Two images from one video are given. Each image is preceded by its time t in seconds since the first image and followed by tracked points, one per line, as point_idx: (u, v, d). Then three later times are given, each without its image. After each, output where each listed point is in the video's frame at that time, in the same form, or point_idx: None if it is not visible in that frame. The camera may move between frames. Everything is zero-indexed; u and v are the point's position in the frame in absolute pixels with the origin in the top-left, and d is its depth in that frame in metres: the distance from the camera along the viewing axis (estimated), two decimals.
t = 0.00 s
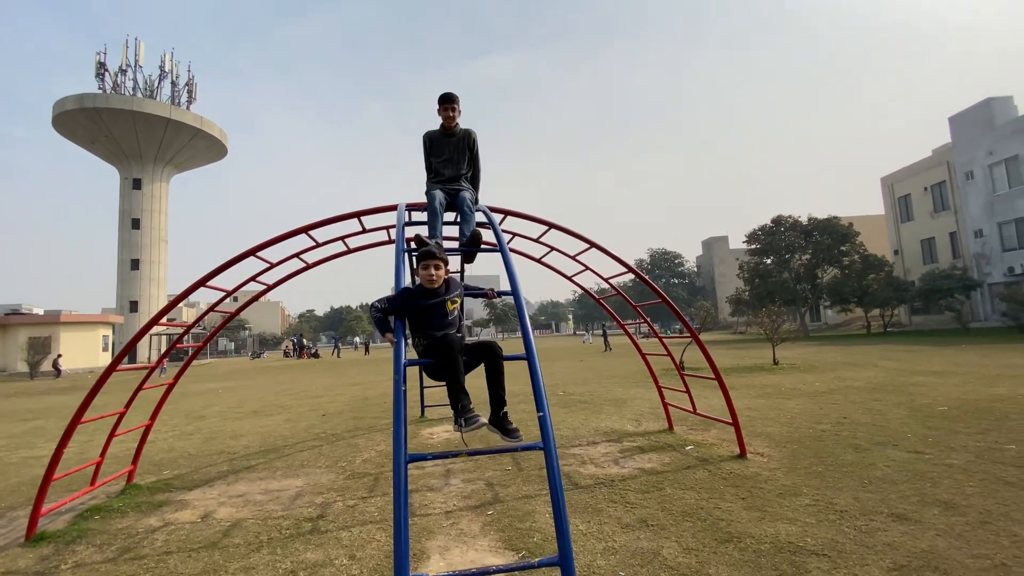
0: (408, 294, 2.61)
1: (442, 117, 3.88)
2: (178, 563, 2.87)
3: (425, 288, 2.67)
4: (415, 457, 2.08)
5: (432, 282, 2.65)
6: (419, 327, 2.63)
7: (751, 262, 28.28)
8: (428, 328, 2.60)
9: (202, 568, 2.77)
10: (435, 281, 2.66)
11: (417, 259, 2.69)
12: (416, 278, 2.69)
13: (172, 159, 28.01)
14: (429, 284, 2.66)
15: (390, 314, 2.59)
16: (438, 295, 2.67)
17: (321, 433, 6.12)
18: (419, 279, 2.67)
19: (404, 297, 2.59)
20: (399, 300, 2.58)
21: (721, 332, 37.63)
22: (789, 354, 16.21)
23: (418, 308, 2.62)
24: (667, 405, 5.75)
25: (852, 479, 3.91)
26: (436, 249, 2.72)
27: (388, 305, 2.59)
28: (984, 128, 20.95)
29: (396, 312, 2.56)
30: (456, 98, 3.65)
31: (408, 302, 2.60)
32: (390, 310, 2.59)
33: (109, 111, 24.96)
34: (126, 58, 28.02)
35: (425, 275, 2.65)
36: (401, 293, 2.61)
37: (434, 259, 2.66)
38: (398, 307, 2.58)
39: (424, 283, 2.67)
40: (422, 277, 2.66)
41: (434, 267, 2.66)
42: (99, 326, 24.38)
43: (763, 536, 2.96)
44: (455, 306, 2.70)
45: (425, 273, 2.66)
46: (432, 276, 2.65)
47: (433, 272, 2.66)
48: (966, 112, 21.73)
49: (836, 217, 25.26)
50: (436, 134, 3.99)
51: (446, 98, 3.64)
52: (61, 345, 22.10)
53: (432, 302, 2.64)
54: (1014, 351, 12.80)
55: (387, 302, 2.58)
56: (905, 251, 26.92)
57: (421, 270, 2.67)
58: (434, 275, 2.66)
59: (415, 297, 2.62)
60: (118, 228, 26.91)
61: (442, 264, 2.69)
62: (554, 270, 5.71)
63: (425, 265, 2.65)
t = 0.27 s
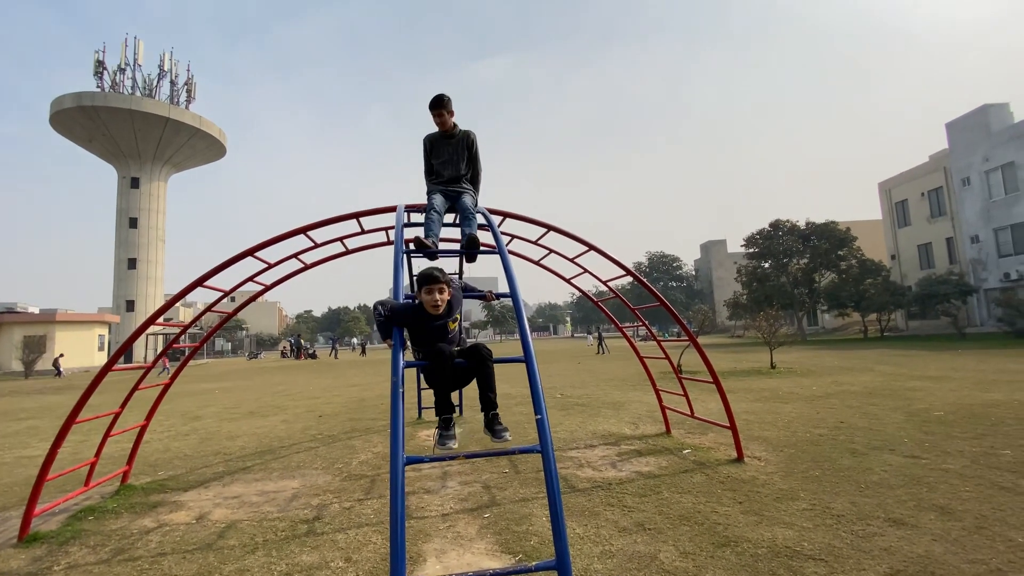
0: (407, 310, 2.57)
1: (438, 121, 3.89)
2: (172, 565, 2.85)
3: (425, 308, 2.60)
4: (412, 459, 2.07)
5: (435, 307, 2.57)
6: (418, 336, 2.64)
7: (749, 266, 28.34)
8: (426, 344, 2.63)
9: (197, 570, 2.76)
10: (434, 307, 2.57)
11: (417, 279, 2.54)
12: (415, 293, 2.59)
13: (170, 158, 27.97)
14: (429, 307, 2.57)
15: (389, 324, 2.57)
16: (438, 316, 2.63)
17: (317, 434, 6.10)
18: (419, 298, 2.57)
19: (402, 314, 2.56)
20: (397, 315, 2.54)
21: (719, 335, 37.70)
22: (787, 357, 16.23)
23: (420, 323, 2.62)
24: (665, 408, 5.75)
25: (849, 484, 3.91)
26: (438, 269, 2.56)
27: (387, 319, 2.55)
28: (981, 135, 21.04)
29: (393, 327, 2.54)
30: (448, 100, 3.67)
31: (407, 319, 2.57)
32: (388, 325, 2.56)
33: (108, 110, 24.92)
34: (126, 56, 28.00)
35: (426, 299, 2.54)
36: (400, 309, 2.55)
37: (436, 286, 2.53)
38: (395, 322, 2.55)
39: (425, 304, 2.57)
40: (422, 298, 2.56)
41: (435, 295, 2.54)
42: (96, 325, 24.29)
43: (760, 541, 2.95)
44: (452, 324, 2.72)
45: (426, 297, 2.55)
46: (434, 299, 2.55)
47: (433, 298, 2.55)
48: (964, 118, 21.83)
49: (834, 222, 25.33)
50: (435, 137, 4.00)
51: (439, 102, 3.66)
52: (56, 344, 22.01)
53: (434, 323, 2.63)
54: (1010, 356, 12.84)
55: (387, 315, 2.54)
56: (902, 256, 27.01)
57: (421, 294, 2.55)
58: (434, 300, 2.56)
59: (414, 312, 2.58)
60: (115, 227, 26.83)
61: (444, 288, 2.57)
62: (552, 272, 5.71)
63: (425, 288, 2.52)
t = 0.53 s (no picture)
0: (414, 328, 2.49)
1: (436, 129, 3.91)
2: (171, 565, 2.84)
3: (433, 331, 2.52)
4: (412, 460, 2.07)
5: (446, 330, 2.50)
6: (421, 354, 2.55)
7: (749, 268, 28.33)
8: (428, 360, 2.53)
9: (195, 571, 2.75)
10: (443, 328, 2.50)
11: (427, 297, 2.49)
12: (423, 314, 2.52)
13: (171, 158, 27.99)
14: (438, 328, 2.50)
15: (391, 340, 2.51)
16: (446, 339, 2.54)
17: (317, 434, 6.09)
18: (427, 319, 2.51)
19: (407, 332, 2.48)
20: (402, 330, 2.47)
21: (719, 337, 37.74)
22: (786, 360, 16.24)
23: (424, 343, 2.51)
24: (665, 411, 5.74)
25: (849, 487, 3.90)
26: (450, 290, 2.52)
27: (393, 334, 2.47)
28: (981, 139, 21.08)
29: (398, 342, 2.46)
30: (444, 107, 3.69)
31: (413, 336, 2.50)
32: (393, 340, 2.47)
33: (109, 109, 24.94)
34: (127, 56, 28.03)
35: (437, 321, 2.48)
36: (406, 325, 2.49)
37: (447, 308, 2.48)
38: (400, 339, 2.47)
39: (434, 327, 2.50)
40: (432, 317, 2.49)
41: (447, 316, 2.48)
42: (95, 324, 24.29)
43: (759, 543, 2.95)
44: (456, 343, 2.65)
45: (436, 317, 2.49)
46: (445, 323, 2.48)
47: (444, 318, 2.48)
48: (964, 122, 21.84)
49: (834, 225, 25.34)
50: (435, 143, 4.01)
51: (435, 109, 3.68)
52: (55, 343, 22.03)
53: (440, 346, 2.51)
54: (1010, 360, 12.82)
55: (392, 332, 2.47)
56: (902, 260, 27.00)
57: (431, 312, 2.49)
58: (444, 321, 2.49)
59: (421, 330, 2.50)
60: (115, 226, 26.84)
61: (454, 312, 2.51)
62: (552, 274, 5.71)
63: (437, 310, 2.47)
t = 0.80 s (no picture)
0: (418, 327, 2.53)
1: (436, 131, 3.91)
2: (172, 562, 2.85)
3: (438, 332, 2.60)
4: (411, 458, 2.07)
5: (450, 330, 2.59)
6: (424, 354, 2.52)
7: (750, 268, 28.32)
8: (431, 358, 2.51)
9: (196, 568, 2.76)
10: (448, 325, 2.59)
11: (432, 299, 2.61)
12: (428, 316, 2.61)
13: (171, 155, 27.97)
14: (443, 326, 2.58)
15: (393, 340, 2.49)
16: (450, 340, 2.60)
17: (317, 433, 6.10)
18: (433, 321, 2.60)
19: (411, 330, 2.51)
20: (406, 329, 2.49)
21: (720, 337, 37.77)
22: (786, 360, 16.25)
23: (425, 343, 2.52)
24: (665, 410, 5.74)
25: (848, 487, 3.91)
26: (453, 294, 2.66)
27: (397, 332, 2.46)
28: (982, 139, 21.06)
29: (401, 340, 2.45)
30: (443, 110, 3.70)
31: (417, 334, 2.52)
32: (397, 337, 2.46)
33: (109, 106, 24.92)
34: (128, 53, 28.00)
35: (444, 321, 2.58)
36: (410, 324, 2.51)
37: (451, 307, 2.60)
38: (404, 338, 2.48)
39: (440, 328, 2.60)
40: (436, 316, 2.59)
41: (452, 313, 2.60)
42: (96, 322, 24.30)
43: (759, 543, 2.95)
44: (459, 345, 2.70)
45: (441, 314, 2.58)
46: (451, 323, 2.59)
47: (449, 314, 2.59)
48: (965, 122, 21.81)
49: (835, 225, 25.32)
50: (435, 145, 4.01)
51: (435, 111, 3.69)
52: (56, 340, 22.03)
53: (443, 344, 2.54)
54: (1010, 360, 12.82)
55: (395, 331, 2.46)
56: (902, 259, 26.99)
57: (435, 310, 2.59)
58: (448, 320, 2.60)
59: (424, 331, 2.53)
60: (116, 224, 26.84)
61: (458, 313, 2.63)
62: (553, 273, 5.71)
63: (443, 310, 2.58)
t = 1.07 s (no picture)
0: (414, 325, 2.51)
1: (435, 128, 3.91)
2: (171, 558, 2.85)
3: (435, 327, 2.58)
4: (410, 454, 2.07)
5: (447, 324, 2.58)
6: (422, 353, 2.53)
7: (748, 264, 28.35)
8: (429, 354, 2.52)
9: (195, 563, 2.76)
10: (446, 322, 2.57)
11: (428, 294, 2.58)
12: (425, 311, 2.59)
13: (169, 151, 27.87)
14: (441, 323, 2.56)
15: (390, 337, 2.48)
16: (447, 336, 2.60)
17: (315, 429, 6.10)
18: (430, 315, 2.58)
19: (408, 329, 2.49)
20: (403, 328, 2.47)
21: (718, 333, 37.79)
22: (784, 356, 16.28)
23: (422, 340, 2.52)
24: (663, 405, 5.76)
25: (844, 482, 3.93)
26: (450, 289, 2.63)
27: (394, 332, 2.45)
28: (981, 135, 21.07)
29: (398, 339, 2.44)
30: (445, 107, 3.71)
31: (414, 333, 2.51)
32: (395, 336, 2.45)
33: (106, 102, 24.82)
34: (124, 48, 27.88)
35: (440, 317, 2.56)
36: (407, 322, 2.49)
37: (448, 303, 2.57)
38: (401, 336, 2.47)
39: (436, 323, 2.57)
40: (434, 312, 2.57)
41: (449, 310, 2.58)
42: (93, 318, 24.26)
43: (756, 538, 2.97)
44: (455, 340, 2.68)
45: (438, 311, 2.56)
46: (448, 318, 2.57)
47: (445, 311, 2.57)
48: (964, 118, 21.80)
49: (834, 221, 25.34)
50: (434, 142, 4.00)
51: (437, 108, 3.70)
52: (54, 336, 21.99)
53: (441, 341, 2.54)
54: (1007, 356, 12.85)
55: (392, 330, 2.45)
56: (901, 256, 27.02)
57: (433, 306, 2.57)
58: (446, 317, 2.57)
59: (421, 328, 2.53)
60: (113, 220, 26.77)
61: (454, 307, 2.60)
62: (551, 269, 5.71)
63: (440, 306, 2.56)
